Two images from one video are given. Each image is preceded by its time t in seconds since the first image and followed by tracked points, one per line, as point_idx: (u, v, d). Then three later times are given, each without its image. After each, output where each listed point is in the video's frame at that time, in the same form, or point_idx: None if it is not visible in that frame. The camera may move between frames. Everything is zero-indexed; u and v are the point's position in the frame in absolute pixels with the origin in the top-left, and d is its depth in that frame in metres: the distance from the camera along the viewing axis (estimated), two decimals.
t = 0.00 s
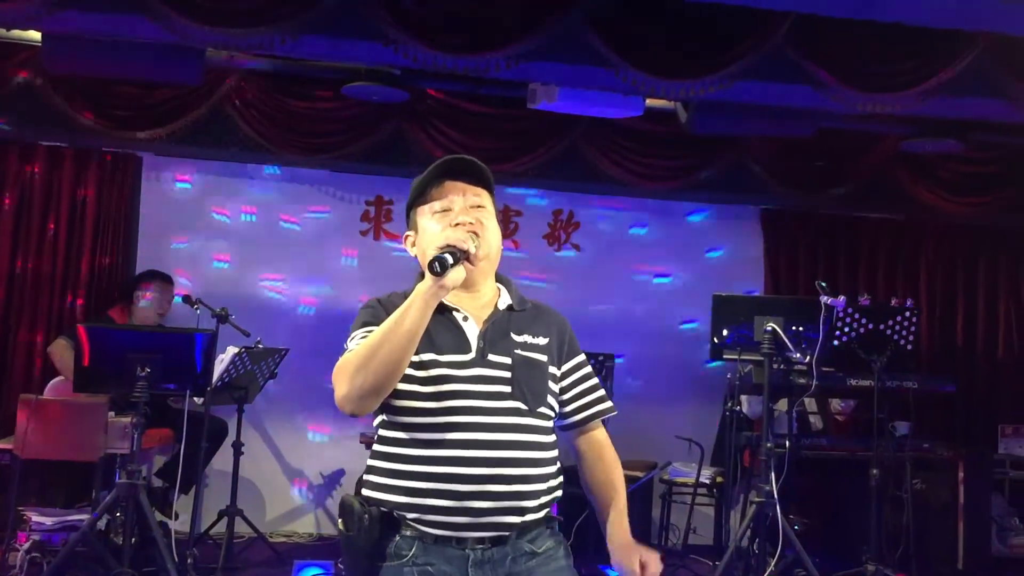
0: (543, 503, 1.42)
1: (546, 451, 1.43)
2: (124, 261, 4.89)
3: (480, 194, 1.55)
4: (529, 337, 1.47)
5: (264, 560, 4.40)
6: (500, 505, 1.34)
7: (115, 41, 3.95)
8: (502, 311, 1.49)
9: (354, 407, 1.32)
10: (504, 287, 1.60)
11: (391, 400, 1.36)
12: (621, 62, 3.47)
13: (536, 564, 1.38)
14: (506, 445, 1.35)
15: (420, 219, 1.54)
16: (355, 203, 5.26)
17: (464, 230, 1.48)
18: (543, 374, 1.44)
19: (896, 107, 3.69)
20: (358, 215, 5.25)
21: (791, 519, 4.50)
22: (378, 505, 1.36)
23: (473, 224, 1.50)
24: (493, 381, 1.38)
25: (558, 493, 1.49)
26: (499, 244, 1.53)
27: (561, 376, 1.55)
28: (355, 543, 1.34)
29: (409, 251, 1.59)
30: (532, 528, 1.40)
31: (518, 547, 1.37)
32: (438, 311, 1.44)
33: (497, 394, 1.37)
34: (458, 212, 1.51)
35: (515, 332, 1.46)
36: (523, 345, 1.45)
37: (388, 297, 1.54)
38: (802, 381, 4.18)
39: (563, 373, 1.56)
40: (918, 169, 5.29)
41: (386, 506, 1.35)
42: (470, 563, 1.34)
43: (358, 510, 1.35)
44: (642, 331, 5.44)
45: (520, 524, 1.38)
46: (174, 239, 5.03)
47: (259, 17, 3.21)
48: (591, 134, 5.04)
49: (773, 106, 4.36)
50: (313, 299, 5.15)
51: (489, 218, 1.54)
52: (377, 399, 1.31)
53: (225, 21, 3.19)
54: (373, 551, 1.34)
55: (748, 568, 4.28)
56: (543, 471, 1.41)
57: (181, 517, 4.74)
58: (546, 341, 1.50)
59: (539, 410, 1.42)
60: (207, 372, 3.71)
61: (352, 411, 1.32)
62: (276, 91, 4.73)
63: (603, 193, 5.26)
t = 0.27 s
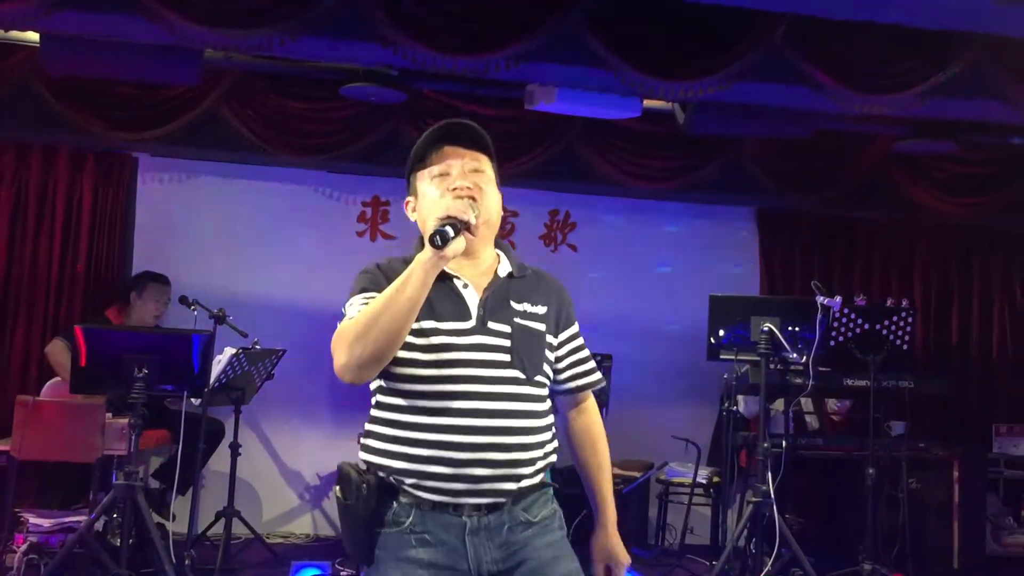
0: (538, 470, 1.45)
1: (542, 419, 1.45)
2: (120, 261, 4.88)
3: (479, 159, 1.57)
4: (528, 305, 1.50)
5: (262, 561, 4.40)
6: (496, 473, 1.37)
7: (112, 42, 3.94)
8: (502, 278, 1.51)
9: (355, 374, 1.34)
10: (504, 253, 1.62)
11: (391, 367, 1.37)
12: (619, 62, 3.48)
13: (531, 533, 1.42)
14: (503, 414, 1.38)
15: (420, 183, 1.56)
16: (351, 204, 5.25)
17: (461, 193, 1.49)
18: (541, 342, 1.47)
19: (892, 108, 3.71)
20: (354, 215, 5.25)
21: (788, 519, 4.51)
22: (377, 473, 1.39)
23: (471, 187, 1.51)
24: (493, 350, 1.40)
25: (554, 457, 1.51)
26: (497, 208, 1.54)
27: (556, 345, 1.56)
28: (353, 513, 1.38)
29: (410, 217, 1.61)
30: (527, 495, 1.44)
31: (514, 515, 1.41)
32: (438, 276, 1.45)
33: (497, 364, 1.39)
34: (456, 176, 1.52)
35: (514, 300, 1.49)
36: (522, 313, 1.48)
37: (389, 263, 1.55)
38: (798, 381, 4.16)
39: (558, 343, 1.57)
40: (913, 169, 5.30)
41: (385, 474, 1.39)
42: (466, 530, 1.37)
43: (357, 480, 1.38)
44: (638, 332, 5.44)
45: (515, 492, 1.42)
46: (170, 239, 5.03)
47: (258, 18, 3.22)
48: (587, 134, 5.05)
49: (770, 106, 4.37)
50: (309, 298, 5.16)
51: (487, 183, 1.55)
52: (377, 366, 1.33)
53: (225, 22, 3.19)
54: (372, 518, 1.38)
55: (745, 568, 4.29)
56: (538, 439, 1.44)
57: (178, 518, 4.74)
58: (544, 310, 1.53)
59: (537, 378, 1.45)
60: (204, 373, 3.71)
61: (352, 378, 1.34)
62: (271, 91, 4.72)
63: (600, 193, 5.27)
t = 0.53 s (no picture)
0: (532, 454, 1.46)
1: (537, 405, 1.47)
2: (113, 266, 4.87)
3: (474, 144, 1.55)
4: (526, 290, 1.50)
5: (256, 567, 4.39)
6: (491, 459, 1.38)
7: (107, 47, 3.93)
8: (500, 264, 1.51)
9: (347, 368, 1.35)
10: (501, 235, 1.61)
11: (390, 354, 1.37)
12: (615, 67, 3.49)
13: (526, 519, 1.42)
14: (500, 402, 1.38)
15: (415, 169, 1.54)
16: (345, 208, 5.25)
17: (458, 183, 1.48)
18: (538, 328, 1.48)
19: (885, 113, 3.73)
20: (348, 219, 5.25)
21: (781, 522, 4.52)
22: (375, 459, 1.41)
23: (467, 176, 1.50)
24: (491, 338, 1.40)
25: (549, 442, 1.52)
26: (492, 194, 1.54)
27: (554, 328, 1.57)
28: (354, 497, 1.40)
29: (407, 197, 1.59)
30: (522, 480, 1.44)
31: (509, 501, 1.41)
32: (437, 262, 1.44)
33: (495, 351, 1.39)
34: (451, 164, 1.51)
35: (511, 285, 1.49)
36: (519, 299, 1.48)
37: (387, 247, 1.54)
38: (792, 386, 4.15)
39: (557, 325, 1.58)
40: (904, 173, 5.33)
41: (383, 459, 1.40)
42: (463, 515, 1.37)
43: (356, 467, 1.40)
44: (632, 336, 5.45)
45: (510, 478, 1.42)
46: (162, 244, 5.01)
47: (254, 23, 3.22)
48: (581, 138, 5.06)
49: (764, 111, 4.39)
50: (303, 301, 5.15)
51: (482, 168, 1.54)
52: (369, 361, 1.33)
53: (221, 26, 3.19)
54: (372, 502, 1.39)
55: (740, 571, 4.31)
56: (532, 425, 1.45)
57: (172, 524, 4.72)
58: (542, 294, 1.53)
59: (533, 363, 1.45)
60: (198, 379, 3.70)
61: (344, 371, 1.35)
62: (263, 94, 4.73)
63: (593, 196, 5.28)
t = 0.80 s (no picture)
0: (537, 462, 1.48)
1: (542, 416, 1.47)
2: (104, 271, 4.86)
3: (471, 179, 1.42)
4: (530, 306, 1.49)
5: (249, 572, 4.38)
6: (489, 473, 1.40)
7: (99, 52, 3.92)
8: (504, 281, 1.49)
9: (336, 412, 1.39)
10: (512, 244, 1.58)
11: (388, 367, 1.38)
12: (607, 73, 3.50)
13: (526, 529, 1.44)
14: (497, 418, 1.39)
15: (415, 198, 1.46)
16: (337, 213, 5.25)
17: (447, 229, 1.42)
18: (541, 345, 1.47)
19: (877, 119, 3.75)
20: (339, 224, 5.25)
21: (773, 526, 4.54)
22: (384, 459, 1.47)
23: (459, 219, 1.42)
24: (489, 356, 1.40)
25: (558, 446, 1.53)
26: (494, 223, 1.46)
27: (564, 338, 1.56)
28: (363, 494, 1.46)
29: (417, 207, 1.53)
30: (525, 488, 1.46)
31: (510, 510, 1.44)
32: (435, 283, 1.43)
33: (492, 370, 1.40)
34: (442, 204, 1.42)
35: (515, 301, 1.48)
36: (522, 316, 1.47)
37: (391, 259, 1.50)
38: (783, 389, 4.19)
39: (568, 335, 1.57)
40: (894, 178, 5.36)
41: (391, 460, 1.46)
42: (462, 522, 1.41)
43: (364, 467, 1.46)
44: (624, 340, 5.47)
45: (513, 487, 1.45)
46: (153, 249, 4.99)
47: (248, 30, 3.22)
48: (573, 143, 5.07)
49: (755, 117, 4.41)
50: (294, 307, 5.15)
51: (481, 202, 1.43)
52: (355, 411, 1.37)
53: (215, 32, 3.18)
54: (380, 500, 1.46)
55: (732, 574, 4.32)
56: (536, 436, 1.46)
57: (164, 530, 4.71)
58: (548, 308, 1.52)
59: (534, 380, 1.44)
60: (191, 385, 3.70)
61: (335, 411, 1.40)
62: (259, 101, 4.71)
63: (585, 201, 5.29)
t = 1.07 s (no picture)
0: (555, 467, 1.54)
1: (558, 420, 1.54)
2: (96, 270, 4.84)
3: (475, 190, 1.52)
4: (541, 312, 1.54)
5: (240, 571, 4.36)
6: (500, 473, 1.49)
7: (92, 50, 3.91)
8: (516, 288, 1.55)
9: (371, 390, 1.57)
10: (532, 250, 1.64)
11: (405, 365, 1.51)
12: (603, 74, 3.52)
13: (540, 531, 1.51)
14: (504, 422, 1.47)
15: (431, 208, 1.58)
16: (330, 211, 5.25)
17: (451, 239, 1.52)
18: (550, 351, 1.52)
19: (870, 119, 3.77)
20: (332, 223, 5.24)
21: (765, 525, 4.54)
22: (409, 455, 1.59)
23: (462, 229, 1.51)
24: (496, 361, 1.48)
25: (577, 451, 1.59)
26: (501, 234, 1.53)
27: (579, 345, 1.57)
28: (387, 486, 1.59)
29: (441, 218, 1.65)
30: (543, 491, 1.53)
31: (525, 511, 1.51)
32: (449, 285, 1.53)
33: (498, 375, 1.47)
34: (448, 212, 1.53)
35: (526, 308, 1.53)
36: (532, 322, 1.52)
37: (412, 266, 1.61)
38: (776, 389, 4.26)
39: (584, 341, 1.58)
40: (887, 178, 5.37)
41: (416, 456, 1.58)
42: (478, 519, 1.50)
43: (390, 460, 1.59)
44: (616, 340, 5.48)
45: (529, 488, 1.52)
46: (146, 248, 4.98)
47: (244, 28, 3.22)
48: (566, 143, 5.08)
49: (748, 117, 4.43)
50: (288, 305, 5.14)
51: (486, 213, 1.52)
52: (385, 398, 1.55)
53: (210, 31, 3.18)
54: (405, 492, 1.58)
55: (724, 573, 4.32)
56: (552, 440, 1.53)
57: (156, 529, 4.70)
58: (561, 315, 1.55)
59: (543, 387, 1.50)
60: (182, 383, 3.68)
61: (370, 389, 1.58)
62: (253, 102, 4.72)
63: (578, 201, 5.30)
